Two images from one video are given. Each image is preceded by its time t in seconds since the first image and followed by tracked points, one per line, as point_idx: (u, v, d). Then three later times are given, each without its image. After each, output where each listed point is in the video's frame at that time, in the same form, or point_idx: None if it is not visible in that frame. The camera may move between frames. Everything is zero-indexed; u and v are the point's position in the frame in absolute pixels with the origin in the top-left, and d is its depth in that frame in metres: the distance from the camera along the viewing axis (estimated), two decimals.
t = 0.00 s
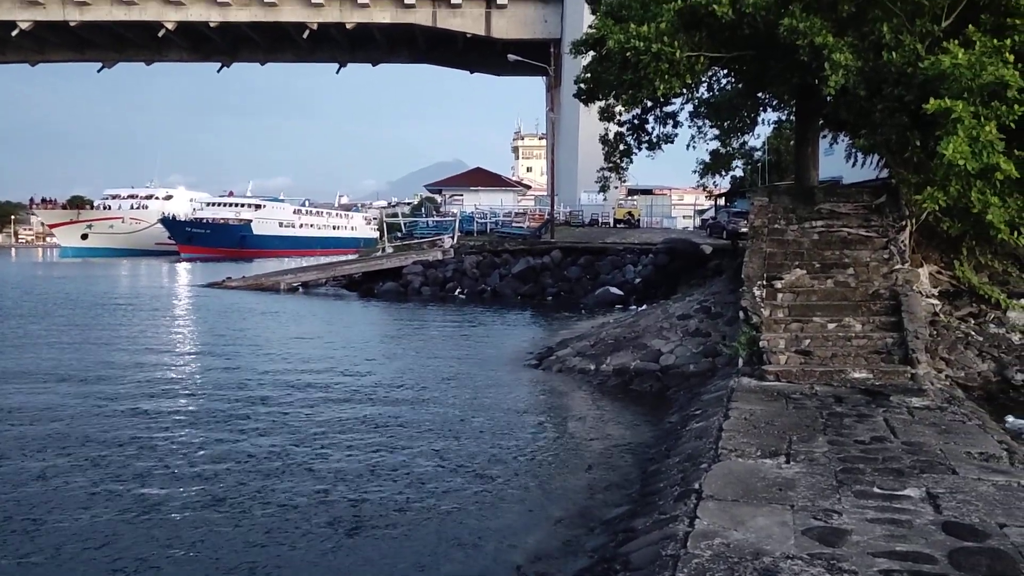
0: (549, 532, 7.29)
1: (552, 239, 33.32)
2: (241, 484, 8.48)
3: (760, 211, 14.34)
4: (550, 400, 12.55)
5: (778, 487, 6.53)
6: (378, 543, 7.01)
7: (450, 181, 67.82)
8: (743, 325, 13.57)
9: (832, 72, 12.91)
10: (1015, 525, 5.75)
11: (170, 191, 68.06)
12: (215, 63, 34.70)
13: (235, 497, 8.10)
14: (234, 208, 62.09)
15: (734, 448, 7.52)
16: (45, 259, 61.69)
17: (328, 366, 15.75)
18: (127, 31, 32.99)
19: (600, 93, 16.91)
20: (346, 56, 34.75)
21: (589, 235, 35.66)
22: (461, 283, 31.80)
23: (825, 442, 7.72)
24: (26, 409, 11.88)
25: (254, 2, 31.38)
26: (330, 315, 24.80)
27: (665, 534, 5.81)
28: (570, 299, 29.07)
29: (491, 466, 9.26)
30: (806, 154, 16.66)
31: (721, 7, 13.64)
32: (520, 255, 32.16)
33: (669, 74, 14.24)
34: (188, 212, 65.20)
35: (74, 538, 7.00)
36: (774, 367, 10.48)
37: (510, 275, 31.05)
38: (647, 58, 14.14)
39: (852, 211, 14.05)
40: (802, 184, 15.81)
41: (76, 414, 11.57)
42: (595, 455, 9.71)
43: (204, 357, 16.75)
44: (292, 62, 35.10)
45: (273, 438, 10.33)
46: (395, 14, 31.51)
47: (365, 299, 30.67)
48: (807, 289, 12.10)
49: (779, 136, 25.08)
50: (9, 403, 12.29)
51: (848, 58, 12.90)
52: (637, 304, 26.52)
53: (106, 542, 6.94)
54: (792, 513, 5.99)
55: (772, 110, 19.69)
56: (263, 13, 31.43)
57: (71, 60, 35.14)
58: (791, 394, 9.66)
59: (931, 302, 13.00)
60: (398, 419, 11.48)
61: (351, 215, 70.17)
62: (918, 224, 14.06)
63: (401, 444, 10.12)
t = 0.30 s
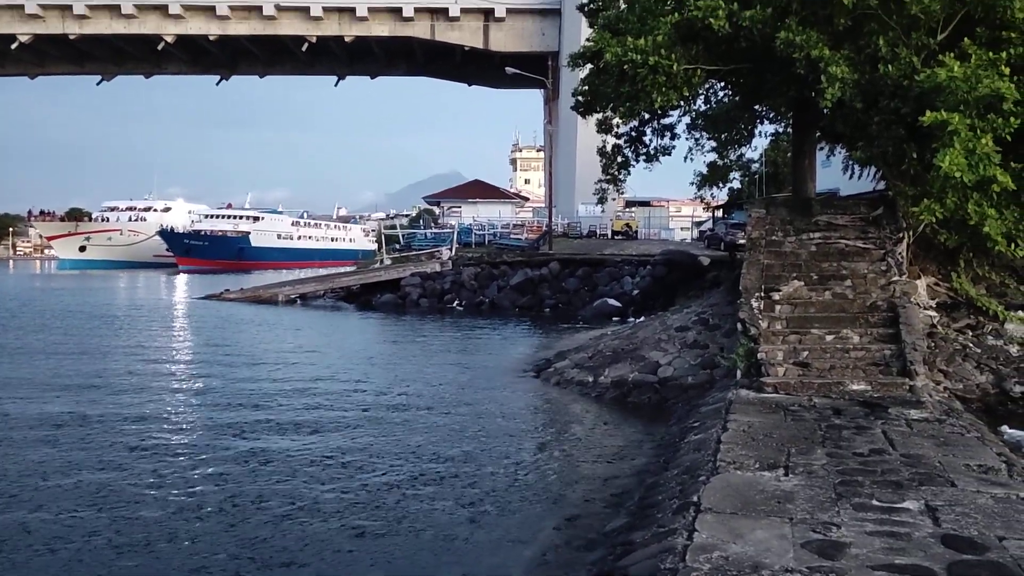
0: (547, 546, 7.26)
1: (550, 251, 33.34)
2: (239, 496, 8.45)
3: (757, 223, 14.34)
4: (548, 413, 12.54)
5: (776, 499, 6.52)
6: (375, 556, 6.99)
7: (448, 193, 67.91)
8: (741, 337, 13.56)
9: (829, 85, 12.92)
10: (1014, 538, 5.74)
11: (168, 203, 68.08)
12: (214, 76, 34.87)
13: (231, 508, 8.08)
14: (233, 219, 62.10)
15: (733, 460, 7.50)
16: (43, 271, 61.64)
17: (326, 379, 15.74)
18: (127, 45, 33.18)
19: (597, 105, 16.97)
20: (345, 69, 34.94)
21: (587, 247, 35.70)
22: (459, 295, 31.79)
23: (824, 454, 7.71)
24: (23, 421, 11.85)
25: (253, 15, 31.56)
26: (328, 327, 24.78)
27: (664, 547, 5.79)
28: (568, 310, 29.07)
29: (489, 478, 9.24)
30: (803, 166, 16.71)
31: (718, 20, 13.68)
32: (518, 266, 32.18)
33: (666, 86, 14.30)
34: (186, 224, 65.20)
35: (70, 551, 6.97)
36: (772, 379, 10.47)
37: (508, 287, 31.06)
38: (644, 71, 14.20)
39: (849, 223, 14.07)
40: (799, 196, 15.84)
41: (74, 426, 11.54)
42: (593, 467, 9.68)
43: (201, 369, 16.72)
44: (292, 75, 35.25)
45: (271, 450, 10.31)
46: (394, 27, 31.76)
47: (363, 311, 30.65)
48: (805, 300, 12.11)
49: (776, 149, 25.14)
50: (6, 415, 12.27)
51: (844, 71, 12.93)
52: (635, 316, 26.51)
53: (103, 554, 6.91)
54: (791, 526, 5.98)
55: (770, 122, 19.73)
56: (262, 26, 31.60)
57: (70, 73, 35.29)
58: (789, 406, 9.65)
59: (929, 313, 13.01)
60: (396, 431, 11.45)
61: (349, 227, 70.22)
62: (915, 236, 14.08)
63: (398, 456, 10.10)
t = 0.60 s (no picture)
0: (546, 561, 7.22)
1: (549, 265, 33.36)
2: (236, 510, 8.43)
3: (756, 237, 14.31)
4: (547, 427, 12.50)
5: (776, 514, 6.49)
6: (373, 570, 6.95)
7: (447, 206, 67.97)
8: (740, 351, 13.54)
9: (826, 100, 12.93)
10: (1015, 554, 5.72)
11: (167, 217, 68.10)
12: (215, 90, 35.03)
13: (228, 523, 8.05)
14: (232, 233, 62.13)
15: (733, 474, 7.48)
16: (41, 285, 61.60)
17: (324, 393, 15.71)
18: (127, 60, 33.30)
19: (595, 120, 17.00)
20: (345, 84, 35.10)
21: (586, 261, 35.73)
22: (458, 309, 31.80)
23: (824, 469, 7.69)
24: (21, 435, 11.82)
25: (253, 31, 31.71)
26: (326, 341, 24.79)
27: (663, 563, 5.77)
28: (567, 324, 29.04)
29: (488, 493, 9.20)
30: (801, 181, 16.76)
31: (716, 36, 13.75)
32: (517, 280, 32.19)
33: (664, 100, 14.33)
34: (185, 238, 65.23)
35: (67, 565, 6.94)
36: (772, 394, 10.45)
37: (507, 301, 31.04)
38: (642, 85, 14.25)
39: (847, 237, 14.07)
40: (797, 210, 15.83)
41: (71, 440, 11.52)
42: (591, 482, 9.64)
43: (199, 383, 16.70)
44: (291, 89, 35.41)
45: (269, 464, 10.28)
46: (394, 42, 31.89)
47: (362, 325, 30.63)
48: (804, 314, 12.11)
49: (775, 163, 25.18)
50: (3, 429, 12.23)
51: (841, 86, 12.95)
52: (633, 330, 26.48)
53: (99, 568, 6.89)
54: (791, 541, 5.96)
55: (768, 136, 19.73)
56: (262, 41, 31.73)
57: (71, 88, 35.43)
58: (789, 420, 9.64)
59: (928, 327, 13.00)
60: (394, 445, 11.42)
61: (348, 241, 70.25)
62: (914, 250, 14.09)
63: (396, 470, 10.06)
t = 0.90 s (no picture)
0: None
1: (548, 280, 33.38)
2: (234, 527, 8.39)
3: (755, 253, 14.30)
4: (547, 443, 12.47)
5: (776, 531, 6.47)
6: None
7: (447, 222, 68.10)
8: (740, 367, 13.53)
9: (824, 116, 12.92)
10: (1016, 571, 5.70)
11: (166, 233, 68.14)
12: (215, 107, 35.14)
13: (226, 540, 8.01)
14: (231, 249, 62.16)
15: (732, 491, 7.46)
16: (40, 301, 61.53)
17: (323, 408, 15.67)
18: (128, 78, 33.43)
19: (594, 136, 17.03)
20: (344, 100, 35.24)
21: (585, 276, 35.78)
22: (457, 324, 31.78)
23: (824, 485, 7.67)
24: (18, 452, 11.77)
25: (252, 48, 31.85)
26: (325, 357, 24.73)
27: None
28: (566, 340, 29.02)
29: (488, 510, 9.16)
30: (799, 196, 16.79)
31: (714, 52, 13.80)
32: (516, 295, 32.19)
33: (662, 116, 14.37)
34: (184, 254, 65.25)
35: None
36: (771, 410, 10.43)
37: (506, 316, 31.03)
38: (641, 102, 14.29)
39: (846, 253, 14.08)
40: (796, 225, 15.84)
41: (68, 457, 11.47)
42: (591, 498, 9.60)
43: (197, 399, 16.64)
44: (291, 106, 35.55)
45: (267, 481, 10.23)
46: (394, 58, 32.04)
47: (361, 340, 30.60)
48: (803, 330, 12.09)
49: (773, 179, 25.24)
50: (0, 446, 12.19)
51: (839, 102, 12.97)
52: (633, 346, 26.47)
53: None
54: (791, 558, 5.93)
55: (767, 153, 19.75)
56: (262, 58, 31.86)
57: (71, 105, 35.55)
58: (789, 436, 9.62)
59: (928, 343, 13.00)
60: (393, 461, 11.39)
61: (347, 257, 70.31)
62: (912, 265, 14.09)
63: (395, 487, 10.02)
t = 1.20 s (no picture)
0: None
1: (547, 297, 33.38)
2: (232, 544, 8.35)
3: (754, 270, 14.28)
4: (546, 460, 12.43)
5: (777, 549, 6.45)
6: None
7: (446, 239, 68.19)
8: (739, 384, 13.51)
9: (821, 133, 12.96)
10: None
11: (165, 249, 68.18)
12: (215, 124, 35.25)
13: (224, 557, 7.98)
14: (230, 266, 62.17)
15: (733, 509, 7.44)
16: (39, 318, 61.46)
17: (322, 425, 15.62)
18: (128, 95, 33.54)
19: (593, 153, 17.08)
20: (345, 118, 35.38)
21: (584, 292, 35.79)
22: (456, 341, 31.76)
23: (824, 503, 7.64)
24: (15, 469, 11.71)
25: (252, 66, 31.97)
26: (324, 374, 24.69)
27: None
28: (566, 356, 28.99)
29: (487, 528, 9.12)
30: (798, 213, 16.82)
31: (712, 70, 13.85)
32: (516, 311, 32.19)
33: (660, 133, 14.40)
34: (183, 271, 65.27)
35: None
36: (771, 427, 10.41)
37: (505, 332, 31.01)
38: (639, 120, 14.34)
39: (845, 269, 14.08)
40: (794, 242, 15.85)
41: (66, 474, 11.42)
42: (590, 516, 9.56)
43: (196, 417, 16.59)
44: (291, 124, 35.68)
45: (265, 498, 10.19)
46: (394, 76, 32.19)
47: (360, 357, 30.57)
48: (802, 347, 12.08)
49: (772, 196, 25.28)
50: None
51: (836, 120, 13.02)
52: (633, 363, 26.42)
53: None
54: None
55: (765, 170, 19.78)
56: (262, 76, 31.98)
57: (72, 123, 35.66)
58: (789, 453, 9.60)
59: (927, 360, 13.00)
60: (392, 478, 11.35)
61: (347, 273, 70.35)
62: (912, 282, 14.09)
63: (394, 504, 9.97)
